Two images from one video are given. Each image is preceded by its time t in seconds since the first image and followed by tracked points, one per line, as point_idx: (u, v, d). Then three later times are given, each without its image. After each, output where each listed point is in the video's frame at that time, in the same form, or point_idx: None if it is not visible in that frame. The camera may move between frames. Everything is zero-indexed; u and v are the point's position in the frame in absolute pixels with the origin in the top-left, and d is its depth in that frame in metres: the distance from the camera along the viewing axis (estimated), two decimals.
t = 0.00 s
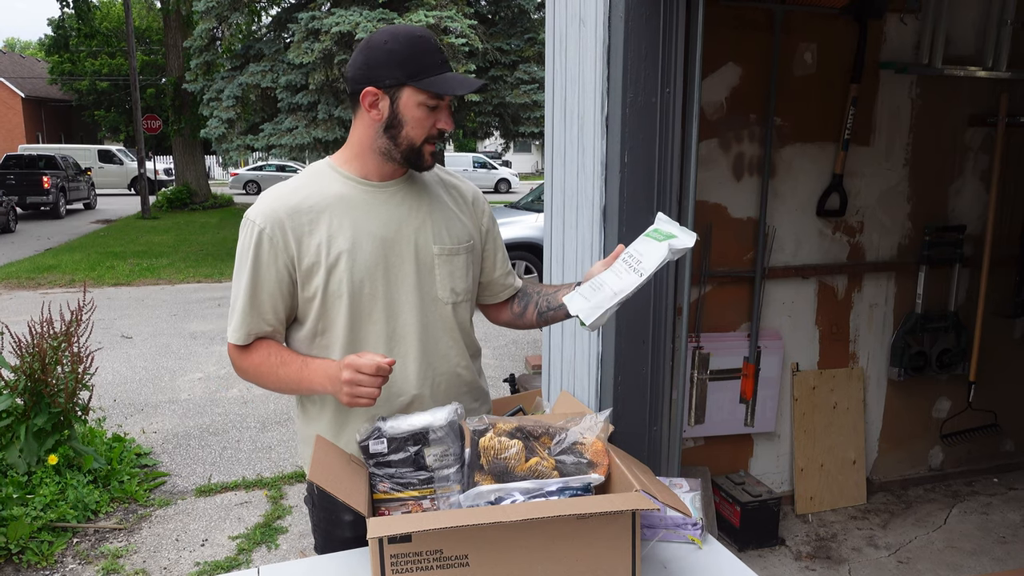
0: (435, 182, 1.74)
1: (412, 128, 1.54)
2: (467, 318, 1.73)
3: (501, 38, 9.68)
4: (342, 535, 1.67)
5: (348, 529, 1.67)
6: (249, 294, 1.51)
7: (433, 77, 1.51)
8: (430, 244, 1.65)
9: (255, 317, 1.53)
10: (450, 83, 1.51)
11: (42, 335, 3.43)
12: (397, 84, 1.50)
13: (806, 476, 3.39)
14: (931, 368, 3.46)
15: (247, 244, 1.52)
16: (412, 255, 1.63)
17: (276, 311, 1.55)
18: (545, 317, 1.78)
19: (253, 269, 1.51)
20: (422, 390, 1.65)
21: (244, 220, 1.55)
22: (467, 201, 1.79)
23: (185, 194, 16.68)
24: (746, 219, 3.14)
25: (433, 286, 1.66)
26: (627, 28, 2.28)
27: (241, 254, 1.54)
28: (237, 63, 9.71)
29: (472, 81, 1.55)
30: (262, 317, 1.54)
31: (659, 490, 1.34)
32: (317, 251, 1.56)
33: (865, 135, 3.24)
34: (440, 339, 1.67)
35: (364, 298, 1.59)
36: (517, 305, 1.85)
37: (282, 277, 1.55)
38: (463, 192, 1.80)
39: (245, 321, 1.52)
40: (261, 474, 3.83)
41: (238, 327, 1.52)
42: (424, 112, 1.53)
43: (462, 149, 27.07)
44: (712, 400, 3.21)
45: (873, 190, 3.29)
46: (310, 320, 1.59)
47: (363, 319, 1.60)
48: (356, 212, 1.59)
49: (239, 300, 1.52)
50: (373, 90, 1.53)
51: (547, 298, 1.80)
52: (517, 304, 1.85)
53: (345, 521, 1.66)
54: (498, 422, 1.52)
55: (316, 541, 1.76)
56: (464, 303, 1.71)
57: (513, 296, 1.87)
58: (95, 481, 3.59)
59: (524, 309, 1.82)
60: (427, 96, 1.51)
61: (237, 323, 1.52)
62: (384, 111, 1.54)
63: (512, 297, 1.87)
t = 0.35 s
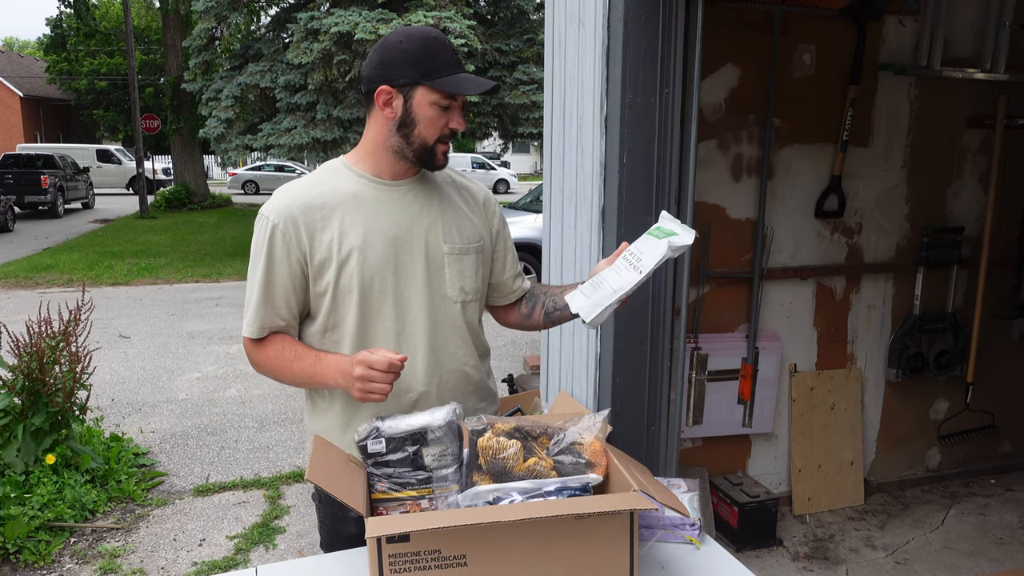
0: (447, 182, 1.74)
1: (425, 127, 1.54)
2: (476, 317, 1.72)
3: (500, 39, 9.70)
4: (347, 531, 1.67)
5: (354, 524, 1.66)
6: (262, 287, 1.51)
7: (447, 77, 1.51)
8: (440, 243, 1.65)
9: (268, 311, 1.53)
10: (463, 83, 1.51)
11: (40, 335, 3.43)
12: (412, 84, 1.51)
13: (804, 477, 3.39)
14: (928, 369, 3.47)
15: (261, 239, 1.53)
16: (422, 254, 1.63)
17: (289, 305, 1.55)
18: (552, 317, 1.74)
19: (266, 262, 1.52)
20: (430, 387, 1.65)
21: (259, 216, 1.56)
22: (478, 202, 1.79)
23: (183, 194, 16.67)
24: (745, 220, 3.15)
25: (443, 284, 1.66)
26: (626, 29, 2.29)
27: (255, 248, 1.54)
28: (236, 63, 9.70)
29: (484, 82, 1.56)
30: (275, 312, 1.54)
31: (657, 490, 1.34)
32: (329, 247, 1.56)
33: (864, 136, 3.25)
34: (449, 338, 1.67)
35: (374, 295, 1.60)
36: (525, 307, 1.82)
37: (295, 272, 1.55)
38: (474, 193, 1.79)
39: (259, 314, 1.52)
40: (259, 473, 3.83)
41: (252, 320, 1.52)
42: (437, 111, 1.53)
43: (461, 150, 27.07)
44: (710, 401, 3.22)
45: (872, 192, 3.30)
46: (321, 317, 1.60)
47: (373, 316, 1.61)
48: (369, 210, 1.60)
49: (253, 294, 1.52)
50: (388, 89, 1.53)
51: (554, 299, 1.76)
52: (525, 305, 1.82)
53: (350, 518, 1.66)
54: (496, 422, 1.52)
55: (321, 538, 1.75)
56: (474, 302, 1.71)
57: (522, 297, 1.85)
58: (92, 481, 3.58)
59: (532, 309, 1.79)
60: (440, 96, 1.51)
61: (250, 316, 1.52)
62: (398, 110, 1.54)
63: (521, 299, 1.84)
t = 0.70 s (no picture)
0: (457, 181, 1.73)
1: (434, 128, 1.54)
2: (485, 315, 1.72)
3: (497, 38, 9.71)
4: (355, 527, 1.67)
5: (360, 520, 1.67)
6: (274, 285, 1.52)
7: (456, 78, 1.51)
8: (450, 242, 1.65)
9: (280, 309, 1.53)
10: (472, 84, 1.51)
11: (36, 334, 3.42)
12: (421, 85, 1.50)
13: (800, 476, 3.40)
14: (924, 369, 3.48)
15: (273, 238, 1.54)
16: (432, 252, 1.63)
17: (300, 303, 1.56)
18: (561, 315, 1.75)
19: (278, 261, 1.52)
20: (440, 383, 1.65)
21: (271, 216, 1.56)
22: (488, 201, 1.78)
23: (179, 192, 16.63)
24: (741, 220, 3.16)
25: (452, 283, 1.66)
26: (623, 28, 2.29)
27: (267, 248, 1.55)
28: (232, 62, 9.69)
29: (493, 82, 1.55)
30: (287, 310, 1.54)
31: (654, 488, 1.34)
32: (340, 246, 1.57)
33: (860, 136, 3.26)
34: (458, 335, 1.67)
35: (384, 293, 1.60)
36: (535, 304, 1.82)
37: (306, 270, 1.56)
38: (483, 192, 1.79)
39: (271, 312, 1.53)
40: (255, 473, 3.82)
41: (265, 317, 1.53)
42: (446, 111, 1.52)
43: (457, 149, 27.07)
44: (707, 400, 3.22)
45: (868, 191, 3.31)
46: (332, 315, 1.60)
47: (383, 314, 1.61)
48: (380, 209, 1.60)
49: (265, 292, 1.53)
50: (397, 90, 1.53)
51: (563, 296, 1.77)
52: (535, 303, 1.82)
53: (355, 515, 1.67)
54: (494, 421, 1.52)
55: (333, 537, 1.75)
56: (483, 301, 1.70)
57: (532, 296, 1.84)
58: (88, 480, 3.57)
59: (541, 308, 1.80)
60: (449, 96, 1.51)
61: (262, 314, 1.53)
62: (408, 110, 1.54)
63: (530, 297, 1.84)
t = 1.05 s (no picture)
0: (468, 181, 1.73)
1: (448, 129, 1.53)
2: (499, 314, 1.72)
3: (496, 38, 9.72)
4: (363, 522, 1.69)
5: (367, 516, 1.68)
6: (291, 286, 1.52)
7: (470, 79, 1.50)
8: (464, 241, 1.65)
9: (297, 309, 1.53)
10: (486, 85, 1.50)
11: (35, 333, 3.42)
12: (435, 87, 1.50)
13: (799, 476, 3.40)
14: (924, 369, 3.48)
15: (289, 240, 1.54)
16: (446, 251, 1.63)
17: (317, 303, 1.56)
18: (573, 312, 1.75)
19: (295, 261, 1.52)
20: (456, 380, 1.65)
21: (287, 217, 1.56)
22: (499, 200, 1.78)
23: (179, 192, 16.63)
24: (741, 220, 3.16)
25: (466, 282, 1.66)
26: (623, 28, 2.29)
27: (283, 249, 1.55)
28: (232, 61, 9.67)
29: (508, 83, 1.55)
30: (304, 311, 1.54)
31: (655, 489, 1.34)
32: (356, 246, 1.57)
33: (860, 135, 3.26)
34: (473, 334, 1.67)
35: (400, 291, 1.60)
36: (546, 302, 1.82)
37: (323, 271, 1.56)
38: (495, 192, 1.78)
39: (288, 312, 1.52)
40: (254, 472, 3.82)
41: (282, 317, 1.53)
42: (460, 112, 1.52)
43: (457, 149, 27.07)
44: (708, 400, 3.22)
45: (868, 191, 3.31)
46: (348, 314, 1.60)
47: (398, 313, 1.61)
48: (394, 209, 1.60)
49: (282, 292, 1.53)
50: (411, 91, 1.53)
51: (574, 294, 1.77)
52: (546, 301, 1.82)
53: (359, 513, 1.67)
54: (494, 421, 1.52)
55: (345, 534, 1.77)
56: (497, 300, 1.70)
57: (543, 294, 1.84)
58: (88, 479, 3.57)
59: (554, 304, 1.80)
60: (463, 97, 1.50)
61: (279, 314, 1.53)
62: (422, 112, 1.54)
63: (542, 295, 1.84)
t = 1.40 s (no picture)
0: (480, 184, 1.72)
1: (459, 139, 1.53)
2: (504, 317, 1.72)
3: (491, 38, 9.73)
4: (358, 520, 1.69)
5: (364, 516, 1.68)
6: (300, 280, 1.53)
7: (483, 94, 1.50)
8: (472, 244, 1.65)
9: (304, 303, 1.54)
10: (499, 101, 1.49)
11: (30, 336, 3.42)
12: (448, 96, 1.50)
13: (795, 474, 3.41)
14: (919, 366, 3.49)
15: (300, 234, 1.54)
16: (453, 253, 1.63)
17: (325, 298, 1.56)
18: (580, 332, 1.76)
19: (304, 256, 1.53)
20: (455, 381, 1.65)
21: (298, 211, 1.56)
22: (511, 205, 1.77)
23: (174, 194, 16.59)
24: (736, 218, 3.16)
25: (472, 284, 1.65)
26: (617, 27, 2.29)
27: (293, 243, 1.55)
28: (226, 62, 9.67)
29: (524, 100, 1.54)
30: (312, 305, 1.55)
31: (651, 487, 1.34)
32: (364, 244, 1.57)
33: (854, 133, 3.26)
34: (477, 336, 1.67)
35: (406, 291, 1.60)
36: (554, 311, 1.83)
37: (331, 266, 1.56)
38: (507, 196, 1.77)
39: (296, 306, 1.53)
40: (251, 474, 3.82)
41: (289, 311, 1.53)
42: (471, 124, 1.52)
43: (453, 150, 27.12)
44: (704, 398, 3.23)
45: (862, 189, 3.32)
46: (355, 312, 1.60)
47: (403, 313, 1.61)
48: (404, 209, 1.60)
49: (290, 286, 1.53)
50: (425, 98, 1.53)
51: (587, 315, 1.77)
52: (554, 310, 1.83)
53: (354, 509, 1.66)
54: (490, 420, 1.51)
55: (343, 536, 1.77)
56: (503, 303, 1.70)
57: (550, 300, 1.84)
58: (84, 482, 3.57)
59: (563, 318, 1.81)
60: (475, 110, 1.50)
61: (287, 308, 1.53)
62: (434, 119, 1.54)
63: (550, 303, 1.84)
